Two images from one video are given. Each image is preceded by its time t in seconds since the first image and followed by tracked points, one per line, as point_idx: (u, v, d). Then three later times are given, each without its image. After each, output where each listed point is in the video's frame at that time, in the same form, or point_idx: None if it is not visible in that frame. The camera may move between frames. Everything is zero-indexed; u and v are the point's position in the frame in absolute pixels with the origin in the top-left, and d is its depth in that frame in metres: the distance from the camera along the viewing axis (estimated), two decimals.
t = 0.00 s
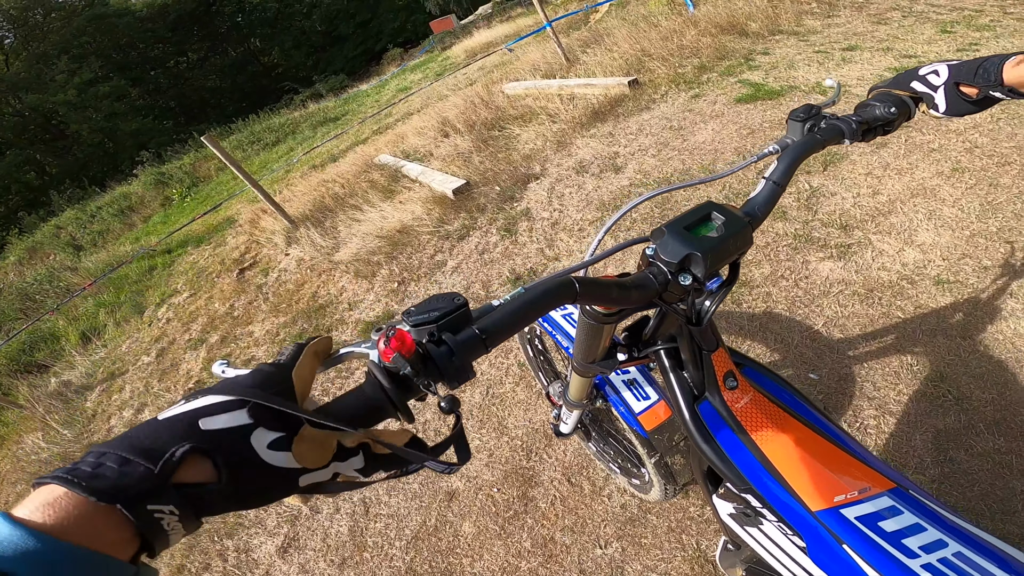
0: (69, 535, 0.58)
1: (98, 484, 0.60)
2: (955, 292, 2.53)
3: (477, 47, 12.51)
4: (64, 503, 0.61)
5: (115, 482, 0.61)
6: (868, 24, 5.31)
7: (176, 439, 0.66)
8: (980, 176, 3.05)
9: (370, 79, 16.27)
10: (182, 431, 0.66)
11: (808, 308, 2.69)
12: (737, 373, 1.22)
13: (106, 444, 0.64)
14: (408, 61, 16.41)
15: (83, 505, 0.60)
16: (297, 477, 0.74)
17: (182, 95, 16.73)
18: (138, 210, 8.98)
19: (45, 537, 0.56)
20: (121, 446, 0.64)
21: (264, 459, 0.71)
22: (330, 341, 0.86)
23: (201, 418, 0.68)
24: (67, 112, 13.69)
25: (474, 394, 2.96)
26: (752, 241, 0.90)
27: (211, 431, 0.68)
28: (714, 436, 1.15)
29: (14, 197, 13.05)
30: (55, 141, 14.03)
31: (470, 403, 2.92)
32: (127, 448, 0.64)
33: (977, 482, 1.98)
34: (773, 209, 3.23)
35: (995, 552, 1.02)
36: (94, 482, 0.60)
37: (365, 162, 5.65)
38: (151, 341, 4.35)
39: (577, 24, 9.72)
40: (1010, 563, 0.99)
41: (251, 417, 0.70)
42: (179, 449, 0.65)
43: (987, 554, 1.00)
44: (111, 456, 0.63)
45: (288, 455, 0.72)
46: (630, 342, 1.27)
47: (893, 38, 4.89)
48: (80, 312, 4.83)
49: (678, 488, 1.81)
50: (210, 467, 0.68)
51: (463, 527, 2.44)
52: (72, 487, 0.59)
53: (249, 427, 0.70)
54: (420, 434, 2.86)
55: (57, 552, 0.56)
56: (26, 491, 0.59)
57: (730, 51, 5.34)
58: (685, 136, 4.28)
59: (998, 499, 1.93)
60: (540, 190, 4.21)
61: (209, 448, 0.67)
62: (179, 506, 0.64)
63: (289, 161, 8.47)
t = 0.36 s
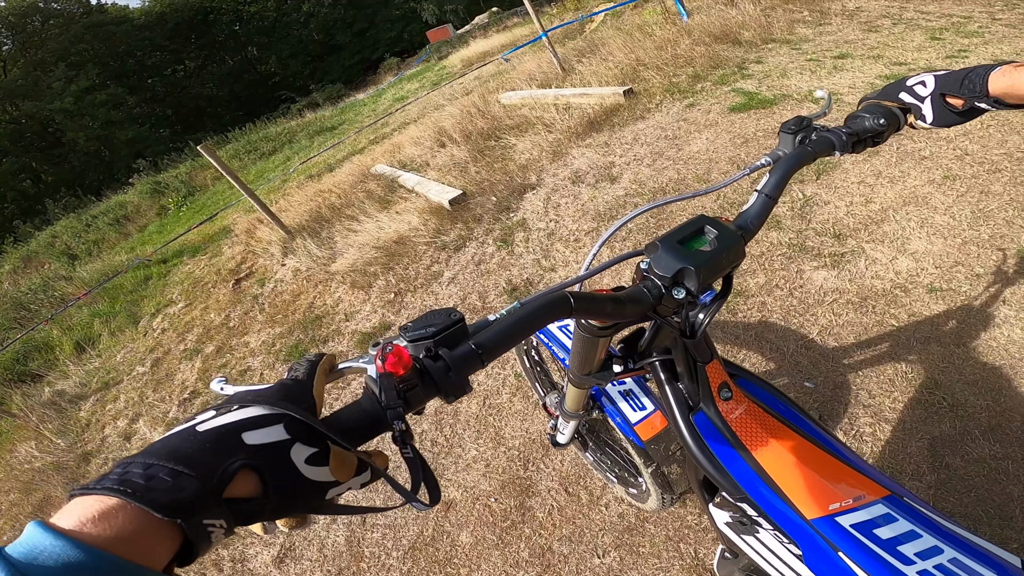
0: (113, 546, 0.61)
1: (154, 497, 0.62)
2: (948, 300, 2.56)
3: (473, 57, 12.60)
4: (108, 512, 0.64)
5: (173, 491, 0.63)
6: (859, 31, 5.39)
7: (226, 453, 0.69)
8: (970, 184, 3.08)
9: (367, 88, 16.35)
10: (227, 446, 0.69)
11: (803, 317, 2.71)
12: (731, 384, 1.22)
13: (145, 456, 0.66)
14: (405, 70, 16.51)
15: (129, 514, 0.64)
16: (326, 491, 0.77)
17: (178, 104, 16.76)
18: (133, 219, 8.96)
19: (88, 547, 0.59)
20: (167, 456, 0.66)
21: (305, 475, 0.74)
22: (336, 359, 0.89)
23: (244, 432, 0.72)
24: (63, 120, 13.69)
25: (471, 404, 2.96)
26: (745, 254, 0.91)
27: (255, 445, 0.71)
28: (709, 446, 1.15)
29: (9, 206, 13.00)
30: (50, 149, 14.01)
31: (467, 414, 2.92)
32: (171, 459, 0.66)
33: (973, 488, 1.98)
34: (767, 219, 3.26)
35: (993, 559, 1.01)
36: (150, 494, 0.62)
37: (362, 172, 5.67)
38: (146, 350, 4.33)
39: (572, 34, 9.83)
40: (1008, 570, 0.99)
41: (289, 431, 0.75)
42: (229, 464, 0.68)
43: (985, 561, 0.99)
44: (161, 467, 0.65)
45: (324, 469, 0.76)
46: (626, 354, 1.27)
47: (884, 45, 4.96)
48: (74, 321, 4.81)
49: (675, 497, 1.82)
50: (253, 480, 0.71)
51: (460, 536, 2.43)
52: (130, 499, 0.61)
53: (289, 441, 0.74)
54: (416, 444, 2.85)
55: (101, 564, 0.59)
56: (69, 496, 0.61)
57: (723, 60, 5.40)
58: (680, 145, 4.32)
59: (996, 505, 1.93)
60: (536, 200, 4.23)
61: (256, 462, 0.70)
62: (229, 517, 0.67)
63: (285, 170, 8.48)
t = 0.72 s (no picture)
0: (107, 570, 0.61)
1: (149, 523, 0.62)
2: (923, 312, 2.63)
3: (459, 73, 12.76)
4: (102, 538, 0.63)
5: (167, 519, 0.63)
6: (831, 46, 5.59)
7: (215, 480, 0.68)
8: (940, 197, 3.19)
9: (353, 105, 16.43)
10: (216, 473, 0.69)
11: (783, 330, 2.76)
12: (710, 401, 1.26)
13: (131, 481, 0.66)
14: (391, 86, 16.64)
15: (124, 540, 0.64)
16: (314, 513, 0.78)
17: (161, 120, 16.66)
18: (113, 236, 8.84)
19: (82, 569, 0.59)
20: (156, 483, 0.66)
21: (292, 499, 0.75)
22: (317, 386, 0.91)
23: (231, 459, 0.71)
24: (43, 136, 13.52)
25: (457, 423, 2.95)
26: (718, 275, 0.94)
27: (242, 472, 0.71)
28: (690, 463, 1.17)
29: None
30: (29, 163, 13.80)
31: (453, 432, 2.91)
32: (160, 485, 0.66)
33: (955, 494, 2.02)
34: (747, 235, 3.34)
35: (970, 563, 1.04)
36: (146, 522, 0.62)
37: (347, 190, 5.68)
38: (125, 370, 4.26)
39: (556, 51, 10.03)
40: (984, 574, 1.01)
41: (275, 457, 0.75)
42: (220, 491, 0.68)
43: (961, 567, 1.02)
44: (152, 494, 0.65)
45: (310, 493, 0.77)
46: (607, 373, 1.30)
47: (855, 59, 5.14)
48: (50, 341, 4.71)
49: (662, 511, 1.84)
50: (243, 505, 0.71)
51: (449, 554, 2.41)
52: (126, 524, 0.61)
53: (275, 467, 0.74)
54: (403, 462, 2.83)
55: None
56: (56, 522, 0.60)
57: (702, 76, 5.54)
58: (661, 162, 4.40)
59: (979, 510, 1.96)
60: (521, 218, 4.27)
61: (246, 489, 0.70)
62: (222, 543, 0.67)
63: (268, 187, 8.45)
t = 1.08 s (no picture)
0: None
1: (166, 548, 0.61)
2: (918, 322, 2.64)
3: (455, 89, 12.91)
4: (118, 562, 0.60)
5: (183, 545, 0.63)
6: (822, 57, 5.69)
7: (225, 505, 0.69)
8: (933, 207, 3.23)
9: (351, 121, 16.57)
10: (226, 499, 0.69)
11: (780, 343, 2.78)
12: (706, 417, 1.26)
13: (143, 509, 0.65)
14: (388, 102, 16.82)
15: (140, 566, 0.60)
16: (318, 537, 0.78)
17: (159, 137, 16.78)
18: (110, 253, 8.86)
19: None
20: (167, 510, 0.66)
21: (298, 523, 0.75)
22: (317, 409, 0.91)
23: (239, 485, 0.71)
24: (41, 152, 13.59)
25: (456, 439, 2.95)
26: (711, 295, 0.96)
27: (250, 498, 0.71)
28: (688, 478, 1.18)
29: None
30: (26, 179, 13.86)
31: (452, 449, 2.90)
32: (172, 511, 0.65)
33: (957, 503, 2.02)
34: (742, 248, 3.37)
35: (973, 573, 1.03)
36: (163, 547, 0.61)
37: (345, 207, 5.72)
38: (121, 387, 4.24)
39: (552, 66, 10.17)
40: None
41: (281, 482, 0.75)
42: (232, 516, 0.68)
43: None
44: (165, 520, 0.64)
45: (316, 516, 0.77)
46: (604, 392, 1.30)
47: (846, 69, 5.23)
48: (47, 357, 4.71)
49: (662, 525, 1.83)
50: (252, 531, 0.71)
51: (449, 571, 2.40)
52: (144, 550, 0.60)
53: (281, 492, 0.74)
54: (402, 479, 2.83)
55: None
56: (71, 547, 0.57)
57: (696, 89, 5.62)
58: (656, 175, 4.45)
59: (981, 519, 1.96)
60: (518, 234, 4.31)
61: (255, 514, 0.71)
62: (234, 568, 0.67)
63: (267, 204, 8.50)
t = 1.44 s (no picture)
0: None
1: (171, 548, 0.62)
2: (914, 327, 2.66)
3: (455, 93, 12.96)
4: (123, 562, 0.61)
5: (188, 545, 0.64)
6: (818, 62, 5.74)
7: (228, 507, 0.70)
8: (928, 213, 3.25)
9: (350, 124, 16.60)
10: (228, 499, 0.70)
11: (776, 349, 2.79)
12: (702, 421, 1.28)
13: (148, 510, 0.66)
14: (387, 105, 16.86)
15: (145, 566, 0.61)
16: (319, 537, 0.79)
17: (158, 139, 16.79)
18: (107, 255, 8.84)
19: None
20: (171, 510, 0.67)
21: (299, 522, 0.76)
22: (316, 411, 0.92)
23: (240, 485, 0.72)
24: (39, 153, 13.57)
25: (453, 443, 2.95)
26: (707, 300, 0.97)
27: (253, 497, 0.72)
28: (684, 481, 1.19)
29: None
30: (24, 180, 13.85)
31: (449, 453, 2.91)
32: (176, 511, 0.67)
33: (953, 507, 2.03)
34: (739, 254, 3.39)
35: None
36: (168, 547, 0.62)
37: (343, 211, 5.73)
38: (117, 390, 4.23)
39: (552, 71, 10.22)
40: None
41: (283, 482, 0.76)
42: (234, 517, 0.69)
43: None
44: (170, 521, 0.65)
45: (316, 515, 0.78)
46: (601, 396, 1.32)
47: (842, 75, 5.27)
48: (42, 359, 4.70)
49: (659, 528, 1.84)
50: (254, 531, 0.72)
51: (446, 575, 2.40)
52: (149, 550, 0.61)
53: (283, 492, 0.75)
54: (399, 483, 2.83)
55: None
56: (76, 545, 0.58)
57: (694, 94, 5.66)
58: (654, 181, 4.48)
59: (977, 522, 1.97)
60: (517, 239, 4.32)
61: (257, 514, 0.72)
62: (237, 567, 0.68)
63: (265, 207, 8.50)
